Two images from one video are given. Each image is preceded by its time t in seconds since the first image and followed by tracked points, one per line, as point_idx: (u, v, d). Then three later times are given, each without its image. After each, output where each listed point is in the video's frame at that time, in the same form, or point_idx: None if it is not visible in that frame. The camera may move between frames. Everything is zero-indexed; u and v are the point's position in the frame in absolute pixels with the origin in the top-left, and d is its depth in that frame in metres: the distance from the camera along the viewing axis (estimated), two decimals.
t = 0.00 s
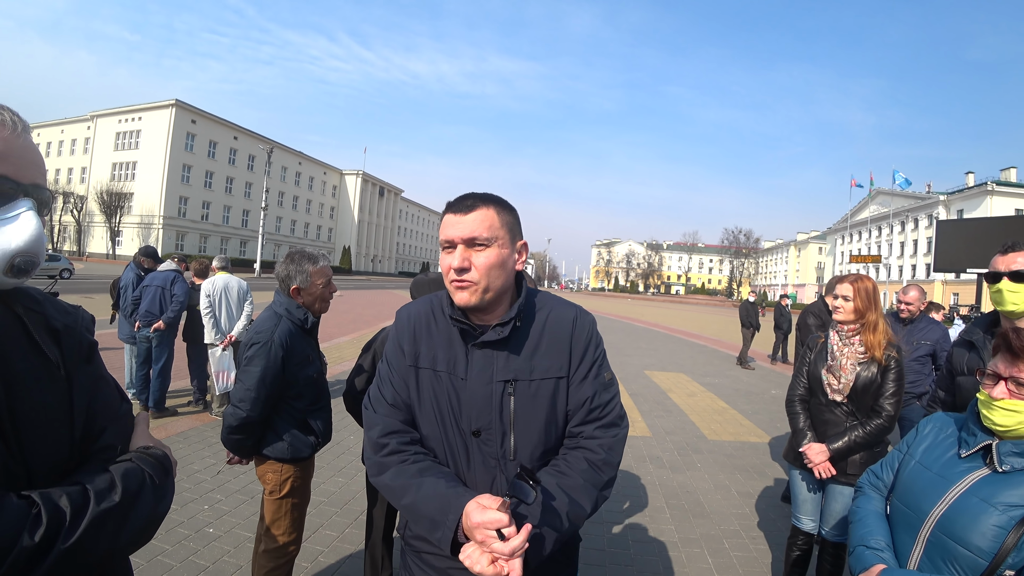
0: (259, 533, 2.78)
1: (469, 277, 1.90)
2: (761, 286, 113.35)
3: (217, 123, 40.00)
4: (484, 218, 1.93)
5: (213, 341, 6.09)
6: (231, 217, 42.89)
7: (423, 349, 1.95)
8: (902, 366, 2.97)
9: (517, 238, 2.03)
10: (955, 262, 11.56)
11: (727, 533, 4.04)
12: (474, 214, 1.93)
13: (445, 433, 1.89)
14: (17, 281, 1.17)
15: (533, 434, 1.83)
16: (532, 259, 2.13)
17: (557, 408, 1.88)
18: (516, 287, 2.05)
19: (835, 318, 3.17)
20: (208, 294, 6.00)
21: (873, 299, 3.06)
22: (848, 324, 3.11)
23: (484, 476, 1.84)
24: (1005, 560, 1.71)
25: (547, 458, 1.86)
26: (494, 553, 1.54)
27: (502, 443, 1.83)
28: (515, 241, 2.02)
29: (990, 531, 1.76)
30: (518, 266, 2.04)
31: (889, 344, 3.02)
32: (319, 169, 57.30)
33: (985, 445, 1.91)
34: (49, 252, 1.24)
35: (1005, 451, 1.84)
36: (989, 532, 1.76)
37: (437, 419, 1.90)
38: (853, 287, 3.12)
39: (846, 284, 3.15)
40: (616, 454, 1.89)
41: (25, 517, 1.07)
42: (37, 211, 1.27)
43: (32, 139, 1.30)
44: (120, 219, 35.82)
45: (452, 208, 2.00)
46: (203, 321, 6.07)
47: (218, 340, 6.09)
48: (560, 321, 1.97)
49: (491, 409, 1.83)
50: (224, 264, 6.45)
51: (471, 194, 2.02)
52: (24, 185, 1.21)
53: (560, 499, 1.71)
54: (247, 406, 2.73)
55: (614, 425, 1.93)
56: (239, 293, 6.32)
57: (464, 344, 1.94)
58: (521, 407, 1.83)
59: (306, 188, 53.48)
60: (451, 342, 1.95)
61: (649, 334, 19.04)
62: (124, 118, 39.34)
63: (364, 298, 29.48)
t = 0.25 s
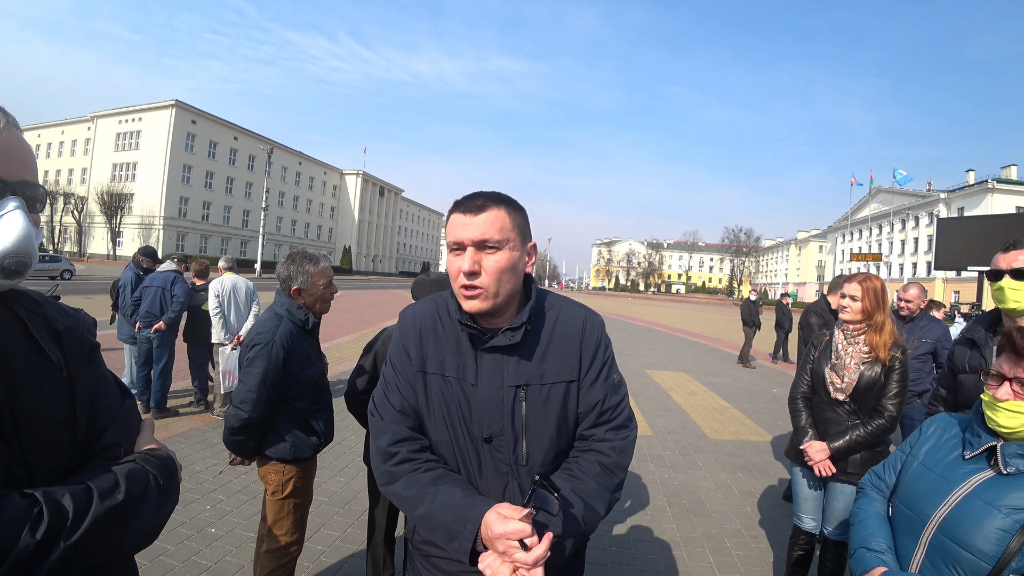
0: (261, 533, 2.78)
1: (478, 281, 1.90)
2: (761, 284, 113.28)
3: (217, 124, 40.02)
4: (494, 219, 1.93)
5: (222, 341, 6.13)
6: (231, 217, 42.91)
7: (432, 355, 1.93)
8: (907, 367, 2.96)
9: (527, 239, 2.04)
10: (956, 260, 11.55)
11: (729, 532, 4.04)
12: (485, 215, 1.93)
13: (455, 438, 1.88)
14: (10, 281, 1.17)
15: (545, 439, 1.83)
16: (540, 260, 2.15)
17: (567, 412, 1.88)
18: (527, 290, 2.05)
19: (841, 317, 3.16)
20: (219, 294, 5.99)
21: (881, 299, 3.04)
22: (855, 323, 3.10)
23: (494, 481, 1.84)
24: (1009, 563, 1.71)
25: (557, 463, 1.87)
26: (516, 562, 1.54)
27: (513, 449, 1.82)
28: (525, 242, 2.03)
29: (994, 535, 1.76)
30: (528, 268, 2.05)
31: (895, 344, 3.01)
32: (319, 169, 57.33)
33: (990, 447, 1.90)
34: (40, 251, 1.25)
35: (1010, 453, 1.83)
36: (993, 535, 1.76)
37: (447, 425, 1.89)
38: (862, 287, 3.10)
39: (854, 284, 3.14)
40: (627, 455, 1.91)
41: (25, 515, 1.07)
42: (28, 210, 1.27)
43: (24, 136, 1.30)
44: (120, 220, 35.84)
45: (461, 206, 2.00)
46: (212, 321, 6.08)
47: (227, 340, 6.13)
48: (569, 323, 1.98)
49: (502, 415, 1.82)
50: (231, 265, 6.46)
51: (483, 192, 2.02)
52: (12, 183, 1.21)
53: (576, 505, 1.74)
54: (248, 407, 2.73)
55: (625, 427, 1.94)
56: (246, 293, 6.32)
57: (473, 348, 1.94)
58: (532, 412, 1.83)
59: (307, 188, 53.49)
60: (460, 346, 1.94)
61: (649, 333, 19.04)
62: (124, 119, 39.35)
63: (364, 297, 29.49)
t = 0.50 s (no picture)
0: (262, 534, 2.79)
1: (468, 283, 1.90)
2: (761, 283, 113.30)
3: (217, 125, 40.02)
4: (486, 222, 1.92)
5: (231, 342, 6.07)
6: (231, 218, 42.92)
7: (434, 355, 1.94)
8: (908, 364, 2.96)
9: (524, 242, 2.01)
10: (956, 258, 11.56)
11: (730, 530, 4.04)
12: (477, 217, 1.93)
13: (458, 439, 1.88)
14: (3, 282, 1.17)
15: (548, 440, 1.84)
16: (542, 259, 2.12)
17: (570, 413, 1.88)
18: (526, 290, 2.05)
19: (842, 316, 3.16)
20: (227, 296, 6.02)
21: (882, 298, 3.04)
22: (855, 321, 3.10)
23: (497, 482, 1.85)
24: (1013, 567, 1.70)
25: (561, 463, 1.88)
26: (514, 565, 1.54)
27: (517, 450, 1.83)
28: (522, 245, 2.00)
29: (999, 538, 1.75)
30: (526, 270, 2.01)
31: (895, 342, 3.01)
32: (319, 170, 57.35)
33: (996, 447, 1.90)
34: (31, 251, 1.25)
35: (1017, 455, 1.82)
36: (998, 539, 1.75)
37: (450, 426, 1.89)
38: (863, 286, 3.10)
39: (855, 283, 3.14)
40: (631, 456, 1.92)
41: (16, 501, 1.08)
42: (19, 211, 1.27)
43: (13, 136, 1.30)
44: (120, 222, 35.85)
45: (457, 209, 2.00)
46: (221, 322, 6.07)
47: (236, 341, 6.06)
48: (572, 323, 1.98)
49: (506, 416, 1.83)
50: (235, 266, 6.47)
51: (480, 194, 2.02)
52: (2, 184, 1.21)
53: (579, 509, 1.74)
54: (249, 408, 2.73)
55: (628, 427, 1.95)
56: (254, 294, 6.36)
57: (476, 349, 1.94)
58: (535, 413, 1.84)
59: (307, 189, 53.50)
60: (462, 346, 1.95)
61: (650, 332, 19.06)
62: (124, 120, 39.34)
63: (364, 298, 29.46)
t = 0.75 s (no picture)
0: (265, 536, 2.79)
1: (463, 281, 1.90)
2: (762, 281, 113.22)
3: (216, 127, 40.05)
4: (481, 222, 1.92)
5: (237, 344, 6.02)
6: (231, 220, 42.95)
7: (432, 351, 1.95)
8: (909, 361, 2.95)
9: (518, 241, 1.99)
10: (958, 254, 11.53)
11: (733, 529, 4.04)
12: (473, 217, 1.93)
13: (456, 434, 1.88)
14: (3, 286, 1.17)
15: (547, 434, 1.82)
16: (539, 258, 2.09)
17: (570, 407, 1.87)
18: (523, 287, 2.03)
19: (843, 313, 3.15)
20: (234, 297, 6.03)
21: (883, 295, 3.04)
22: (856, 318, 3.10)
23: (497, 477, 1.83)
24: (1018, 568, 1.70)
25: (563, 458, 1.85)
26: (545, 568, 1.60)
27: (515, 443, 1.81)
28: (516, 246, 1.98)
29: (1005, 538, 1.74)
30: (521, 270, 1.99)
31: (897, 339, 3.00)
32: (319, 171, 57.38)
33: (1004, 446, 1.89)
34: (30, 253, 1.25)
35: None
36: (1004, 539, 1.74)
37: (447, 420, 1.89)
38: (863, 283, 3.10)
39: (855, 280, 3.14)
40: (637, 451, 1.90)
41: (15, 499, 1.08)
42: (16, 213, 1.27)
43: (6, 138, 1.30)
44: (121, 225, 35.89)
45: (453, 211, 2.01)
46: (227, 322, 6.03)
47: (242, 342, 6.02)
48: (571, 319, 1.97)
49: (502, 410, 1.82)
50: (239, 269, 6.47)
51: (474, 195, 2.02)
52: None
53: (589, 494, 1.70)
54: (251, 410, 2.73)
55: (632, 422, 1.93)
56: (258, 296, 6.38)
57: (473, 345, 1.94)
58: (533, 406, 1.83)
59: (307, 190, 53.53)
60: (460, 342, 1.95)
61: (651, 331, 19.04)
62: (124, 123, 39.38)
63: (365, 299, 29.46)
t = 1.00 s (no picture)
0: (266, 535, 2.79)
1: (463, 277, 1.91)
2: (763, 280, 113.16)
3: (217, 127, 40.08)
4: (481, 220, 1.93)
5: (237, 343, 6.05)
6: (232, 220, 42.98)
7: (427, 346, 1.96)
8: (910, 360, 2.95)
9: (517, 238, 2.00)
10: (958, 253, 11.53)
11: (733, 528, 4.04)
12: (472, 215, 1.94)
13: (452, 428, 1.87)
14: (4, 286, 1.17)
15: (544, 426, 1.81)
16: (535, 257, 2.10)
17: (567, 401, 1.86)
18: (521, 284, 2.04)
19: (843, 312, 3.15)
20: (235, 296, 6.03)
21: (883, 294, 3.04)
22: (856, 317, 3.10)
23: (492, 472, 1.80)
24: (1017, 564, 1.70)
25: (560, 452, 1.81)
26: None
27: (511, 435, 1.80)
28: (514, 242, 1.99)
29: (1004, 535, 1.74)
30: (519, 266, 2.00)
31: (897, 338, 3.00)
32: (319, 171, 57.41)
33: (1004, 443, 1.88)
34: (32, 253, 1.25)
35: None
36: (1003, 536, 1.74)
37: (442, 413, 1.89)
38: (864, 282, 3.10)
39: (856, 280, 3.14)
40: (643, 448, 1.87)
41: (33, 499, 1.08)
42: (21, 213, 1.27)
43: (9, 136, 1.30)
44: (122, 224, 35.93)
45: (451, 210, 2.01)
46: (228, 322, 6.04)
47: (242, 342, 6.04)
48: (568, 315, 1.98)
49: (498, 401, 1.82)
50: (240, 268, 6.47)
51: (473, 195, 2.02)
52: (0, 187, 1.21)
53: (632, 494, 1.67)
54: (252, 410, 2.73)
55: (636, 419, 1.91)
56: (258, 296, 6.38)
57: (470, 339, 1.95)
58: (528, 398, 1.82)
59: (308, 189, 53.56)
60: (456, 337, 1.96)
61: (652, 330, 19.06)
62: (125, 123, 39.42)
63: (366, 298, 29.45)
